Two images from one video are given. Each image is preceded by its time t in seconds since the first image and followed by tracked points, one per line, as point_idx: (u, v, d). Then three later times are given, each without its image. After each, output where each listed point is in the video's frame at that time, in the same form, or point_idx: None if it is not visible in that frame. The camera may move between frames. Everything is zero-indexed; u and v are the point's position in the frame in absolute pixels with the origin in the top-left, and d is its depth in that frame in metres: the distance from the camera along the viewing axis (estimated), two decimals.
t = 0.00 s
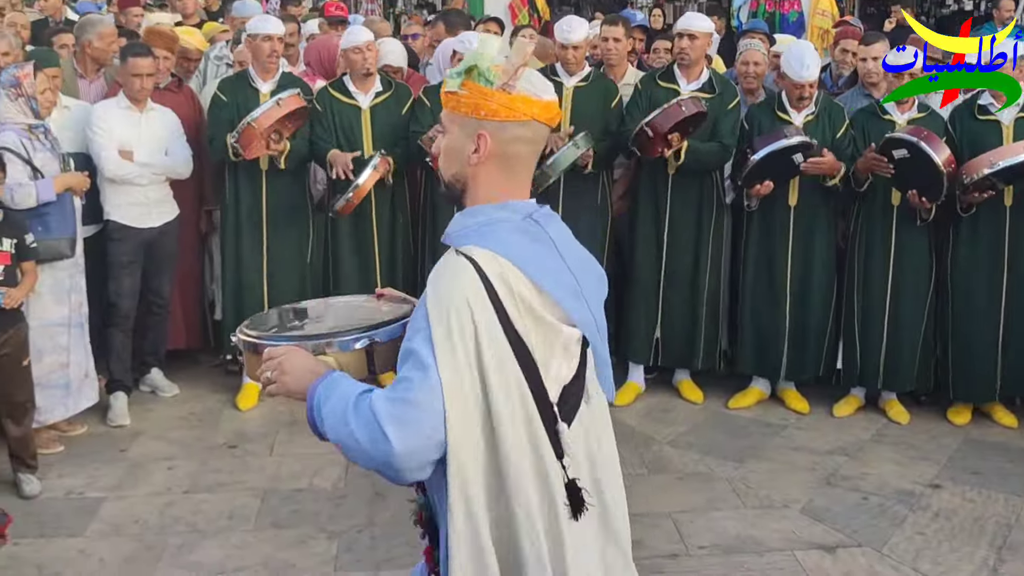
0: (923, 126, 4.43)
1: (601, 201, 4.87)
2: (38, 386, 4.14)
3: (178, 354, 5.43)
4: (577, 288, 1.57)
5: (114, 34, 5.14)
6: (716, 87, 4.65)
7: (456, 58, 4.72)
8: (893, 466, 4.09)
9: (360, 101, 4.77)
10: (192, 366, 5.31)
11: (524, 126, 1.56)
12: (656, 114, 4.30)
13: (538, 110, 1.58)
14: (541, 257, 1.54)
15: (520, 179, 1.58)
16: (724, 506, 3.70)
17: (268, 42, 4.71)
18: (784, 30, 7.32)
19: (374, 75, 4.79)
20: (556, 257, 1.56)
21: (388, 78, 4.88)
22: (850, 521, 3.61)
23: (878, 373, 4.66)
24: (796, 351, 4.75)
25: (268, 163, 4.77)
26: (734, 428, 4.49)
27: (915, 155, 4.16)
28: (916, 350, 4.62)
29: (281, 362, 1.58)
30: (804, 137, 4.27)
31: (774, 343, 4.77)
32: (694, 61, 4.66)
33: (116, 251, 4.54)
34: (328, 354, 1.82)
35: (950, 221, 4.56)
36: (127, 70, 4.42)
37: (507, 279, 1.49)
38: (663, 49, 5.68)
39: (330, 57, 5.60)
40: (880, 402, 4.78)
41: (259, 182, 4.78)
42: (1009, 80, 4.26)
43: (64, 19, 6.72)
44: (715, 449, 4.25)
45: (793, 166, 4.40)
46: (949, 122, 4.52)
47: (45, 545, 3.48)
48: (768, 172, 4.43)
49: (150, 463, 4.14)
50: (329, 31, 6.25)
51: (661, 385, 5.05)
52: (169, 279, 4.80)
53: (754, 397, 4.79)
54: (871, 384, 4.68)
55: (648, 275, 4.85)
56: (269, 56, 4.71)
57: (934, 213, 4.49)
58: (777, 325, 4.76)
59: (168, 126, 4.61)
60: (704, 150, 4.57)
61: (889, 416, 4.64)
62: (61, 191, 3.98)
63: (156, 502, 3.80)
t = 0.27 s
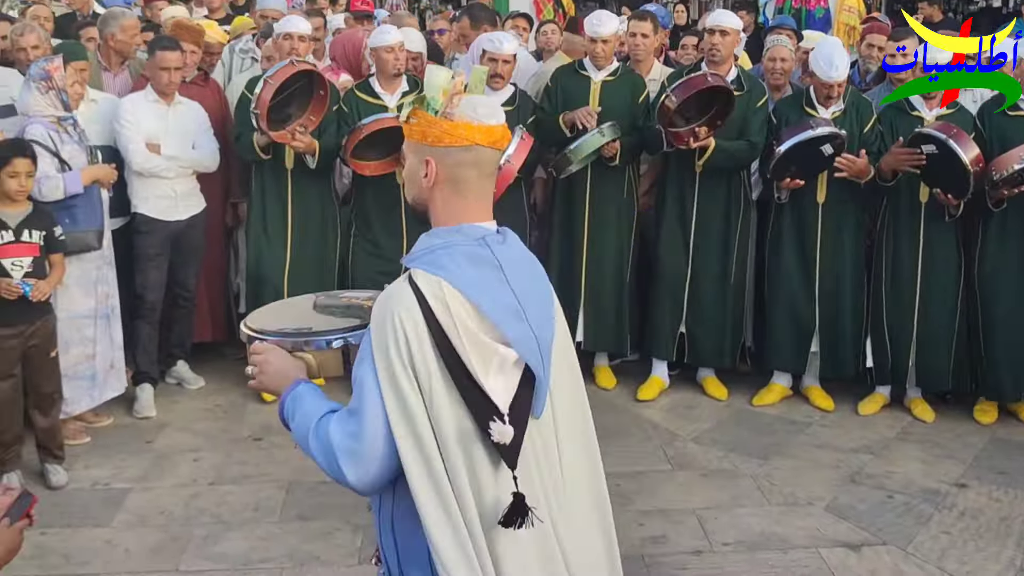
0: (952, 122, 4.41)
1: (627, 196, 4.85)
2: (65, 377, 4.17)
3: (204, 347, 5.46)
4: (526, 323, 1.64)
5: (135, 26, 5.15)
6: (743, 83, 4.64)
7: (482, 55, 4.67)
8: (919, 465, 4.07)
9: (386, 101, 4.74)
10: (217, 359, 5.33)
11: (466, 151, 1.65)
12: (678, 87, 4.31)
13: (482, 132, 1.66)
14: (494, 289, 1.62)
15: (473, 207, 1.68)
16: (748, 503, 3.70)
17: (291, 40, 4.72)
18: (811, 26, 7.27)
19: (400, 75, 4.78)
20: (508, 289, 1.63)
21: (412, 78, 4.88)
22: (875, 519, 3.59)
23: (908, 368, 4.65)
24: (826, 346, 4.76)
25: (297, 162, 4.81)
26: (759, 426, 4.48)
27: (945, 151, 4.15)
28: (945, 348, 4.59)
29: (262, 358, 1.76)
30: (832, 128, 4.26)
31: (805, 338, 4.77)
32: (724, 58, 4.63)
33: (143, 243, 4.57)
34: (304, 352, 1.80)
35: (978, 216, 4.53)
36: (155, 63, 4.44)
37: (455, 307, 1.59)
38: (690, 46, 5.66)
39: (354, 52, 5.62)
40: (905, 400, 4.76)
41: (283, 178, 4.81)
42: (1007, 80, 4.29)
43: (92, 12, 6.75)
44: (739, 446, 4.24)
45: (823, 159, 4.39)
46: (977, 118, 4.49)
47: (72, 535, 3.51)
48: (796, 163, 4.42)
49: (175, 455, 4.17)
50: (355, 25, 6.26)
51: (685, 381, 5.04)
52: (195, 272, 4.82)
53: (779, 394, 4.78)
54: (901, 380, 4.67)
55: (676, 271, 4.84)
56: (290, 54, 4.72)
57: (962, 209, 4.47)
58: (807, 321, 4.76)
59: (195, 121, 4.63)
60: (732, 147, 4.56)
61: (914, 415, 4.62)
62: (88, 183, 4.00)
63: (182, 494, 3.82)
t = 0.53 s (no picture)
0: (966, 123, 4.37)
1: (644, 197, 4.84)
2: (85, 369, 4.19)
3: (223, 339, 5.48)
4: (423, 252, 1.91)
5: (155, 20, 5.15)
6: (756, 95, 4.62)
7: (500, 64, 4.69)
8: (938, 463, 4.06)
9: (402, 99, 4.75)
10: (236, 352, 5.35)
11: (404, 120, 1.93)
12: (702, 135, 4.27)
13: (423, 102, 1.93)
14: (397, 223, 1.89)
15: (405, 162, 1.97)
16: (766, 499, 3.69)
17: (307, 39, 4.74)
18: (831, 22, 7.25)
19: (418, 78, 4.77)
20: (410, 223, 1.91)
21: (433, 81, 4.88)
22: (894, 517, 3.58)
23: (923, 367, 4.63)
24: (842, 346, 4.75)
25: (314, 165, 4.82)
26: (777, 423, 4.47)
27: (957, 157, 4.11)
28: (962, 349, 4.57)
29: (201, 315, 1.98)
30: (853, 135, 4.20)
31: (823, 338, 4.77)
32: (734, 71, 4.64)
33: (163, 236, 4.59)
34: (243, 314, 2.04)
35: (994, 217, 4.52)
36: (177, 57, 4.46)
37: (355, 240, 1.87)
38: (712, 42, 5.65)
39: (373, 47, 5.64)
40: (924, 398, 4.75)
41: (300, 174, 4.82)
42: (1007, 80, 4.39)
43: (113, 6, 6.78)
44: (758, 442, 4.23)
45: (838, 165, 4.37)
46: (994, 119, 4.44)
47: (92, 525, 3.53)
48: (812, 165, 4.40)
49: (195, 447, 4.19)
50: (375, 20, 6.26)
51: (703, 377, 5.04)
52: (215, 265, 4.84)
53: (798, 391, 4.77)
54: (916, 378, 4.65)
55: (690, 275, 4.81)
56: (306, 51, 4.72)
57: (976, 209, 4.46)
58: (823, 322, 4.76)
59: (215, 113, 4.65)
60: (748, 162, 4.56)
61: (933, 413, 4.60)
62: (109, 175, 4.03)
63: (201, 485, 3.84)
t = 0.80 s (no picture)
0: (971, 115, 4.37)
1: (647, 185, 4.84)
2: (94, 361, 4.20)
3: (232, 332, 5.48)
4: (390, 241, 2.03)
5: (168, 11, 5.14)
6: (761, 76, 4.61)
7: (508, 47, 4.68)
8: (947, 460, 4.05)
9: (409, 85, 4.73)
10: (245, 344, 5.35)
11: (365, 86, 2.03)
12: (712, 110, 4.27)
13: (390, 70, 2.03)
14: (363, 209, 2.02)
15: (371, 134, 2.07)
16: (775, 495, 3.69)
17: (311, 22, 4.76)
18: (842, 19, 7.23)
19: (424, 61, 4.75)
20: (379, 211, 2.03)
21: (438, 65, 4.85)
22: (902, 514, 3.58)
23: (923, 362, 4.62)
24: (840, 338, 4.72)
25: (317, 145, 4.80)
26: (786, 419, 4.46)
27: (960, 142, 4.14)
28: (964, 342, 4.54)
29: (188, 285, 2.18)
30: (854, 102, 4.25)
31: (825, 328, 4.75)
32: (737, 54, 4.61)
33: (172, 228, 4.60)
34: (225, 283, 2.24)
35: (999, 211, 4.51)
36: (187, 49, 4.46)
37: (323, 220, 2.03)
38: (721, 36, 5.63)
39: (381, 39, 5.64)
40: (932, 394, 4.74)
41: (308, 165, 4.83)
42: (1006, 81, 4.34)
43: None
44: (767, 438, 4.23)
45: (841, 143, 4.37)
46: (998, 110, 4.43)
47: (100, 517, 3.54)
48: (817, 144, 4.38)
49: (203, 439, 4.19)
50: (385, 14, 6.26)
51: (711, 373, 5.03)
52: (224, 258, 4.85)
53: (807, 387, 4.76)
54: (917, 373, 4.64)
55: (692, 265, 4.80)
56: (312, 35, 4.74)
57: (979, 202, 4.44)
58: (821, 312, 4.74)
59: (225, 105, 4.65)
60: (750, 139, 4.55)
61: (942, 409, 4.59)
62: (118, 168, 4.03)
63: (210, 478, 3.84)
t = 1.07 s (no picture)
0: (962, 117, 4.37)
1: (642, 181, 4.83)
2: (92, 355, 4.20)
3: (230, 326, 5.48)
4: (360, 221, 1.97)
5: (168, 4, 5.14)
6: (759, 69, 4.61)
7: (505, 36, 4.70)
8: (945, 457, 4.05)
9: (408, 79, 4.70)
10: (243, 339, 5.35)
11: (342, 72, 2.00)
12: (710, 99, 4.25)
13: (369, 56, 2.01)
14: (331, 185, 1.98)
15: (353, 118, 2.03)
16: (773, 491, 3.69)
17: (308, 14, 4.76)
18: (843, 14, 7.22)
19: (422, 53, 4.73)
20: (349, 192, 1.98)
21: (436, 58, 4.83)
22: (900, 510, 3.58)
23: (917, 360, 4.63)
24: (834, 336, 4.71)
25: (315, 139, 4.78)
26: (784, 415, 4.46)
27: (954, 149, 4.10)
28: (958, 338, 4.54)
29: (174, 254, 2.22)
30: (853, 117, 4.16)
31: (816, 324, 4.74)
32: (734, 46, 4.61)
33: (171, 222, 4.59)
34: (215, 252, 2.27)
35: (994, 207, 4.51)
36: (186, 43, 4.45)
37: (292, 198, 1.98)
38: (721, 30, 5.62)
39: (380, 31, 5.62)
40: (931, 391, 4.74)
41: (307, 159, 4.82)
42: (1007, 82, 4.32)
43: None
44: (765, 434, 4.23)
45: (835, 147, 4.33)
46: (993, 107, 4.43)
47: (98, 511, 3.54)
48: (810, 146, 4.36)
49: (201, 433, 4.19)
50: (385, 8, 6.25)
51: (710, 369, 5.03)
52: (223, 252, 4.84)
53: (806, 383, 4.76)
54: (912, 370, 4.65)
55: (688, 259, 4.81)
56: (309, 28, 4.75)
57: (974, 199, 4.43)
58: (814, 308, 4.74)
59: (223, 99, 4.63)
60: (749, 132, 4.54)
61: (941, 406, 4.59)
62: (116, 162, 4.02)
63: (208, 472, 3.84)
